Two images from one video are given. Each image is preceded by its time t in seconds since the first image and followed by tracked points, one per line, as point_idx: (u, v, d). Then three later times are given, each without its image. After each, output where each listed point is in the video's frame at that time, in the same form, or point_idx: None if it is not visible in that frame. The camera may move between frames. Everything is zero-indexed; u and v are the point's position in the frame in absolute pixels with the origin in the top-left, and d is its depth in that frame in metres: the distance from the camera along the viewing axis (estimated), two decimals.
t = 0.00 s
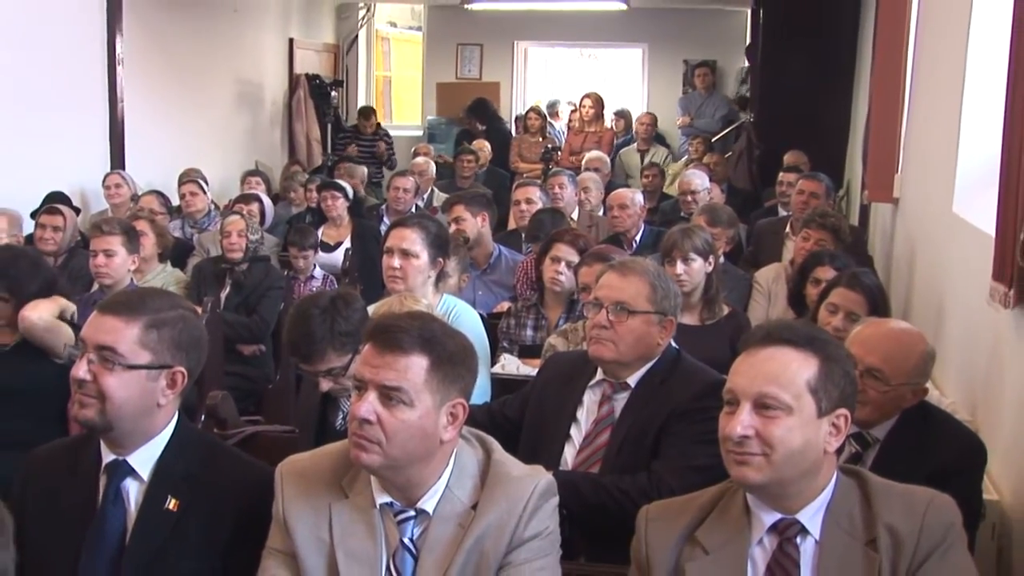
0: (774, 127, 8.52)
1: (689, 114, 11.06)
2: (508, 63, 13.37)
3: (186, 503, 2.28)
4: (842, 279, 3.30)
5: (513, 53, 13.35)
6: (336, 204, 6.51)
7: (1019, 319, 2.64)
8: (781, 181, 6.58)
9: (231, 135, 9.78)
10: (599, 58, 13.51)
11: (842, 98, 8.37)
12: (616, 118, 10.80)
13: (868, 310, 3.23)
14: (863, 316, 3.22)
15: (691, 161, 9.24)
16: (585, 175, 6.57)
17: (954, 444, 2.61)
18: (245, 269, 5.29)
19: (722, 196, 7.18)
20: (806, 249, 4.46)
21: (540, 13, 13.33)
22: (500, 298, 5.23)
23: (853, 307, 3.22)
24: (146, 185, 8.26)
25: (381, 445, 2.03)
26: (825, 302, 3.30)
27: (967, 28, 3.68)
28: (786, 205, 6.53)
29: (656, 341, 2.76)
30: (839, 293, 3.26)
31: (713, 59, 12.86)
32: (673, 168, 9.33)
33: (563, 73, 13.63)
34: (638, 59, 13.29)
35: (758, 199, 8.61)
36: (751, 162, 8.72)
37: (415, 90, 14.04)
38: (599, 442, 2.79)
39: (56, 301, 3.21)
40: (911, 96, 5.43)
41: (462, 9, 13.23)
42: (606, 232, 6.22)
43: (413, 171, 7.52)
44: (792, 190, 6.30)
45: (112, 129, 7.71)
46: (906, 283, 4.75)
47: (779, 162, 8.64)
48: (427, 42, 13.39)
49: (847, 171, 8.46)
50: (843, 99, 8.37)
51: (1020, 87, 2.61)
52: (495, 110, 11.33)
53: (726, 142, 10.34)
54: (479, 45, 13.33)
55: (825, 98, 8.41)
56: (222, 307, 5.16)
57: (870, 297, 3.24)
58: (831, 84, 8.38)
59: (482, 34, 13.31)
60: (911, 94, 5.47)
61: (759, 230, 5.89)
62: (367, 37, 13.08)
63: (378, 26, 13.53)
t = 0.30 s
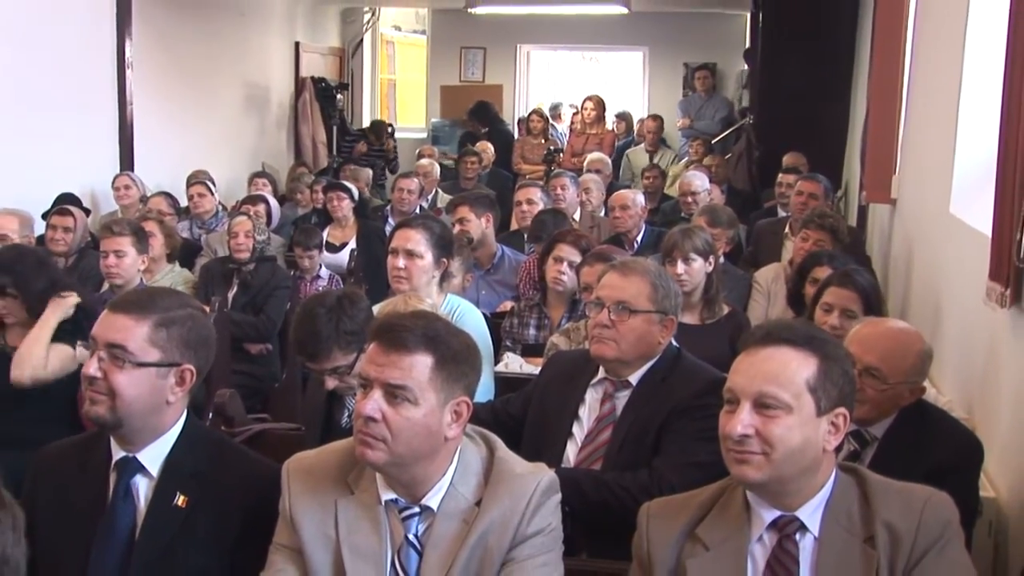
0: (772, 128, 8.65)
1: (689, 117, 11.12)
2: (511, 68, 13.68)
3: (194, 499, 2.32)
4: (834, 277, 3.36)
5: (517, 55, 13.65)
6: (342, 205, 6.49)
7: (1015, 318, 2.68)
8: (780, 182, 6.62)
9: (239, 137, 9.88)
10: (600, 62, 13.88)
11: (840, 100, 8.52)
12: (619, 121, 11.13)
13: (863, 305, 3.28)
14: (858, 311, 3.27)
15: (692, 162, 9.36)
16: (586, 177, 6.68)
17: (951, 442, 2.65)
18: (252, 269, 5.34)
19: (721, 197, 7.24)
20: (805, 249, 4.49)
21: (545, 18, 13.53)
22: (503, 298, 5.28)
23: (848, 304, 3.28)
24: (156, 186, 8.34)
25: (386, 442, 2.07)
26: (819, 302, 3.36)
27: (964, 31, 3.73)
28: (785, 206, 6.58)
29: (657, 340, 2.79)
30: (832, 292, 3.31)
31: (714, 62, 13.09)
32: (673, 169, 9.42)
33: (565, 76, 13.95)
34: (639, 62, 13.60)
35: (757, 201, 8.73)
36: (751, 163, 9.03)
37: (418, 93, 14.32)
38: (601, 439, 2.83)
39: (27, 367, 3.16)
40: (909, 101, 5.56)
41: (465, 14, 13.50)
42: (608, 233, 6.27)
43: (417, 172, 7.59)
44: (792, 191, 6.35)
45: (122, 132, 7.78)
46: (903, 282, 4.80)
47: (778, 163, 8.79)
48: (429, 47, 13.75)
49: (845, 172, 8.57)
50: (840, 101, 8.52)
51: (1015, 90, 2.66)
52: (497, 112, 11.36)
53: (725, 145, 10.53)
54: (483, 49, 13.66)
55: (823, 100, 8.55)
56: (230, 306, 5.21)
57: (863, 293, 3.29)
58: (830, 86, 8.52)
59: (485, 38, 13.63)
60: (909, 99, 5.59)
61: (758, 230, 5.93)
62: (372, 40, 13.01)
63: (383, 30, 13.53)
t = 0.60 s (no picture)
0: (773, 131, 8.83)
1: (692, 119, 11.18)
2: (516, 71, 13.72)
3: (205, 496, 2.36)
4: (831, 279, 3.40)
5: (521, 59, 13.68)
6: (350, 206, 6.59)
7: (1014, 319, 2.72)
8: (782, 184, 6.67)
9: (249, 139, 9.98)
10: (604, 65, 13.96)
11: (839, 104, 8.64)
12: (623, 123, 11.21)
13: (861, 305, 3.33)
14: (856, 311, 3.32)
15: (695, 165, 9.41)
16: (590, 179, 6.73)
17: (949, 442, 2.68)
18: (262, 269, 5.39)
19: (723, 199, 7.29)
20: (807, 251, 4.52)
21: (550, 22, 13.58)
22: (508, 299, 5.30)
23: (845, 304, 3.32)
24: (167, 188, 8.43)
25: (393, 441, 2.08)
26: (818, 304, 3.40)
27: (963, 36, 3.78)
28: (786, 208, 6.62)
29: (661, 340, 2.83)
30: (830, 293, 3.36)
31: (717, 67, 13.17)
32: (677, 171, 9.49)
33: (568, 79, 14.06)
34: (643, 66, 13.62)
35: (760, 202, 8.96)
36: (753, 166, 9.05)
37: (426, 95, 14.47)
38: (606, 438, 2.87)
39: (49, 411, 3.29)
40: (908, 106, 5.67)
41: (472, 19, 13.61)
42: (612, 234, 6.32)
43: (425, 174, 7.64)
44: (793, 193, 6.40)
45: (133, 135, 7.85)
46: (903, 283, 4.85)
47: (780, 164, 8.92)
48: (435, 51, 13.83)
49: (846, 174, 8.66)
50: (840, 104, 8.64)
51: (1013, 95, 2.70)
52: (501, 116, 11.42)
53: (728, 147, 10.60)
54: (489, 53, 13.70)
55: (822, 103, 8.68)
56: (240, 306, 5.26)
57: (861, 294, 3.34)
58: (831, 89, 8.65)
59: (492, 42, 13.68)
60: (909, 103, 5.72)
61: (759, 231, 5.96)
62: (379, 44, 13.17)
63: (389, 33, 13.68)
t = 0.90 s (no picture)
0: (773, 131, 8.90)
1: (692, 122, 11.24)
2: (518, 76, 13.78)
3: (211, 495, 2.38)
4: (825, 281, 3.45)
5: (524, 63, 13.73)
6: (354, 208, 6.59)
7: (1009, 320, 2.76)
8: (781, 187, 6.72)
9: (255, 141, 10.06)
10: (607, 69, 13.88)
11: (837, 105, 8.74)
12: (623, 127, 11.24)
13: (856, 306, 3.37)
14: (850, 311, 3.36)
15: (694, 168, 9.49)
16: (591, 182, 6.76)
17: (944, 441, 2.72)
18: (267, 271, 5.43)
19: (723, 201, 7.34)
20: (804, 252, 4.56)
21: (550, 28, 13.63)
22: (511, 298, 5.36)
23: (839, 305, 3.37)
24: (173, 190, 8.50)
25: (396, 441, 2.09)
26: (813, 306, 3.45)
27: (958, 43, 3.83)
28: (785, 210, 6.66)
29: (661, 341, 2.87)
30: (825, 295, 3.41)
31: (715, 70, 13.21)
32: (676, 175, 9.54)
33: (571, 84, 13.99)
34: (643, 71, 13.67)
35: (759, 204, 8.89)
36: (752, 168, 9.15)
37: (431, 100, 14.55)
38: (606, 436, 2.91)
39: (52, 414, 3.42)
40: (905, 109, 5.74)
41: (475, 24, 13.64)
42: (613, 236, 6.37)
43: (427, 177, 7.68)
44: (792, 195, 6.45)
45: (140, 138, 7.91)
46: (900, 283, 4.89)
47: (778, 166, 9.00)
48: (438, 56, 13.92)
49: (844, 177, 8.76)
50: (838, 105, 8.74)
51: (1007, 100, 2.75)
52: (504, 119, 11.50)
53: (727, 150, 10.65)
54: (492, 57, 13.75)
55: (820, 103, 8.76)
56: (245, 306, 5.30)
57: (855, 295, 3.38)
58: (828, 90, 8.75)
59: (494, 46, 13.73)
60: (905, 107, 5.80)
61: (758, 233, 6.00)
62: (383, 50, 13.34)
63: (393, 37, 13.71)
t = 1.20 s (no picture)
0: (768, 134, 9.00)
1: (688, 124, 11.33)
2: (517, 79, 13.83)
3: (214, 492, 2.40)
4: (818, 282, 3.49)
5: (522, 66, 13.80)
6: (355, 210, 6.61)
7: (998, 320, 2.84)
8: (776, 188, 6.79)
9: (258, 143, 10.15)
10: (603, 73, 14.09)
11: (830, 107, 8.84)
12: (619, 129, 11.17)
13: (848, 306, 3.41)
14: (844, 312, 3.40)
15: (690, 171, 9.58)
16: (590, 183, 6.81)
17: (936, 440, 2.77)
18: (269, 271, 5.46)
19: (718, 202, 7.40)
20: (799, 253, 4.61)
21: (549, 31, 13.65)
22: (510, 298, 5.39)
23: (832, 305, 3.41)
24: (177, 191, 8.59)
25: (396, 439, 2.12)
26: (807, 306, 3.49)
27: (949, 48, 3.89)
28: (780, 211, 6.72)
29: (657, 340, 2.91)
30: (818, 295, 3.45)
31: (711, 73, 13.24)
32: (673, 176, 9.60)
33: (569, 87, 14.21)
34: (640, 74, 13.76)
35: (754, 205, 8.91)
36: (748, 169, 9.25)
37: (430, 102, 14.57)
38: (602, 435, 2.95)
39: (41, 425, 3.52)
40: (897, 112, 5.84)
41: (473, 27, 13.68)
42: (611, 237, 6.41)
43: (427, 178, 7.72)
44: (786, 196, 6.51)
45: (144, 140, 7.99)
46: (892, 283, 4.97)
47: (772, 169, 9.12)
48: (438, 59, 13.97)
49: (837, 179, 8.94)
50: (831, 108, 8.84)
51: (995, 107, 2.80)
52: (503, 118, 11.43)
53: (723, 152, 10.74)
54: (490, 60, 13.82)
55: (814, 105, 8.85)
56: (247, 306, 5.35)
57: (847, 295, 3.42)
58: (822, 94, 8.84)
59: (492, 50, 13.79)
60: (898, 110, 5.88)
61: (752, 234, 6.04)
62: (382, 54, 13.22)
63: (394, 41, 13.47)
